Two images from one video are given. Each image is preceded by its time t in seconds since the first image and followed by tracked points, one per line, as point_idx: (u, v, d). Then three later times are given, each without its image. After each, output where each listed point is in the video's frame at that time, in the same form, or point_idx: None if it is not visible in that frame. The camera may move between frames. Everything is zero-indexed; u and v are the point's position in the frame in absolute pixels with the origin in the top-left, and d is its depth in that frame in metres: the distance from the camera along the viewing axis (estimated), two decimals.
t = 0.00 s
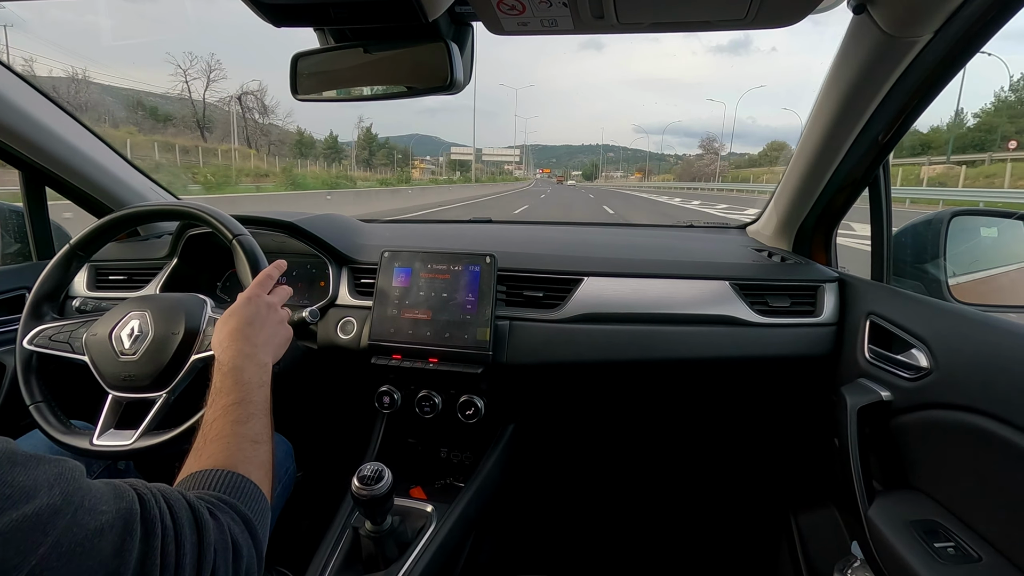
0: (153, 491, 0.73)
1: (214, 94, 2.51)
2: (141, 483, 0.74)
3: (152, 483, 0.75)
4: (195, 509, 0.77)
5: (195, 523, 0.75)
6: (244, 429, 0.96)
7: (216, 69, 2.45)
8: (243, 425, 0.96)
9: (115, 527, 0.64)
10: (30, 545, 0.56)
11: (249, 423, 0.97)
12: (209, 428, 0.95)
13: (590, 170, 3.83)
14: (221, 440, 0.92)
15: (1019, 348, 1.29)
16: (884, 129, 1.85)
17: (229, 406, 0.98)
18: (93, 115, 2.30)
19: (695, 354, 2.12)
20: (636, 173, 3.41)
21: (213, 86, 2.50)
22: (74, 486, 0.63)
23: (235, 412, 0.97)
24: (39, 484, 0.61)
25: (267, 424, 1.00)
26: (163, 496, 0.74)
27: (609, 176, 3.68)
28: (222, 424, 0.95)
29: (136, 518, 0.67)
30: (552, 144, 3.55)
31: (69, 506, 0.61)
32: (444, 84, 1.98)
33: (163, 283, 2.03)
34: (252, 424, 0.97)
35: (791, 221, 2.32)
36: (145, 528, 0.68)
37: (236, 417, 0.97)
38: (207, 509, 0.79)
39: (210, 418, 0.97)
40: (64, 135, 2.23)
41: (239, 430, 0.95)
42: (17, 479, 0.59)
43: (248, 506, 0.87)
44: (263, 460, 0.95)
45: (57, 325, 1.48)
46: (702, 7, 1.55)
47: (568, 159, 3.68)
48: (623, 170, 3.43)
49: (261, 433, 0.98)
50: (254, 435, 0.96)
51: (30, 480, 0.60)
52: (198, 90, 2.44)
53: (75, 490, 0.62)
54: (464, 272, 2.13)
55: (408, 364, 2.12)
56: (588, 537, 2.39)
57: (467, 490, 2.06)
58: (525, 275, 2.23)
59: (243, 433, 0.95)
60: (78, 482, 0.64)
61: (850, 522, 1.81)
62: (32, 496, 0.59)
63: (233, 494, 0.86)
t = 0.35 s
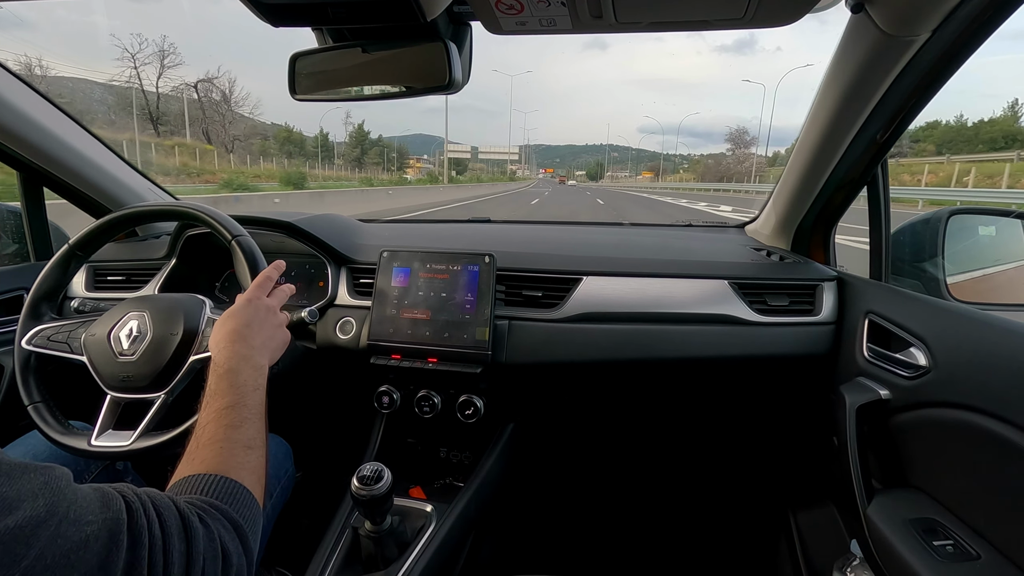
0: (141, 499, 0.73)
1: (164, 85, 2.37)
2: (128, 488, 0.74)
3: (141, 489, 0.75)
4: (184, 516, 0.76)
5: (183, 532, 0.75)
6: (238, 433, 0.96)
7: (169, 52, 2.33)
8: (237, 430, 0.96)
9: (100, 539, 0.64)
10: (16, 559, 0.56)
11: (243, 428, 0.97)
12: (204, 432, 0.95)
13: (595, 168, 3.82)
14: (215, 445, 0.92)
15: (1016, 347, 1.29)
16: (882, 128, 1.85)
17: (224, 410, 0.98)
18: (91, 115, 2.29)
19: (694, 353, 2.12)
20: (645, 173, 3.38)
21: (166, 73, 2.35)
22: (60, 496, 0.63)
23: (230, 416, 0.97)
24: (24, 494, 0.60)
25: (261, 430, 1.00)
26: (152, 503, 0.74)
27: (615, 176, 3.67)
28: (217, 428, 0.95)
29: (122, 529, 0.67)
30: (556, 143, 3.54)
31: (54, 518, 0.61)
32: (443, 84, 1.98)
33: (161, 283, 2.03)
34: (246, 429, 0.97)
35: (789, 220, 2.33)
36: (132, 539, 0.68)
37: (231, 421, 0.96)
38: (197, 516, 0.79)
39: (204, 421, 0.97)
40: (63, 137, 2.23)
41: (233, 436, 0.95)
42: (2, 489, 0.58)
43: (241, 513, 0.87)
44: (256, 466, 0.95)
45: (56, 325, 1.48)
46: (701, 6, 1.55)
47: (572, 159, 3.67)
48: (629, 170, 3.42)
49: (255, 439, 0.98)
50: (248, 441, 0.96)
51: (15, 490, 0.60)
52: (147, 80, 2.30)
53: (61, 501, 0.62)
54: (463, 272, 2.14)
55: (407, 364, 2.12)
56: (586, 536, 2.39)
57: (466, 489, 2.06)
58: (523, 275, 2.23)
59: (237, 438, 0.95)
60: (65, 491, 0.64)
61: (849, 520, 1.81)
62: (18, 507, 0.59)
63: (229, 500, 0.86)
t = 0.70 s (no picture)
0: (150, 502, 0.73)
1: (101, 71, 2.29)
2: (138, 490, 0.74)
3: (150, 491, 0.75)
4: (191, 522, 0.76)
5: (189, 537, 0.75)
6: (241, 439, 0.96)
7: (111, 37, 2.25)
8: (240, 436, 0.96)
9: (111, 539, 0.64)
10: (29, 556, 0.57)
11: (247, 434, 0.97)
12: (206, 439, 0.94)
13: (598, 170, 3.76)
14: (219, 451, 0.92)
15: (1013, 347, 1.30)
16: (880, 129, 1.86)
17: (227, 416, 0.97)
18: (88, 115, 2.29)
19: (693, 354, 2.12)
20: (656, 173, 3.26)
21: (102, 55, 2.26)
22: (72, 496, 0.63)
23: (233, 423, 0.97)
24: (38, 493, 0.61)
25: (263, 436, 1.00)
26: (160, 506, 0.74)
27: (619, 176, 3.64)
28: (220, 434, 0.95)
29: (131, 531, 0.67)
30: (561, 143, 3.53)
31: (67, 516, 0.61)
32: (442, 84, 1.97)
33: (159, 283, 2.03)
34: (249, 436, 0.97)
35: (788, 221, 2.33)
36: (140, 540, 0.68)
37: (234, 428, 0.96)
38: (202, 522, 0.79)
39: (207, 428, 0.96)
40: (62, 137, 2.23)
41: (236, 442, 0.95)
42: (18, 486, 0.59)
43: (244, 519, 0.87)
44: (260, 472, 0.95)
45: (54, 325, 1.47)
46: (698, 7, 1.55)
47: (576, 159, 3.65)
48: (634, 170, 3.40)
49: (258, 445, 0.98)
50: (252, 446, 0.96)
51: (30, 488, 0.60)
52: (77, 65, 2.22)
53: (73, 500, 0.62)
54: (461, 273, 2.13)
55: (406, 365, 2.12)
56: (585, 537, 2.39)
57: (465, 490, 2.06)
58: (522, 276, 2.23)
59: (241, 444, 0.95)
60: (77, 491, 0.64)
61: (847, 521, 1.81)
62: (31, 504, 0.59)
63: (230, 505, 0.86)
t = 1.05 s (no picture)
0: (144, 517, 0.73)
1: (15, 53, 2.07)
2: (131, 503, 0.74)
3: (145, 505, 0.75)
4: (183, 538, 0.76)
5: (181, 553, 0.74)
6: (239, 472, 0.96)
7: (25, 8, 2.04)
8: (239, 467, 0.96)
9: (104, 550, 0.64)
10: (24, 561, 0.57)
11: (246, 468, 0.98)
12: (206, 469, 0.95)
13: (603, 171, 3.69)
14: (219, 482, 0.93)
15: (1011, 345, 1.30)
16: (879, 127, 1.85)
17: (227, 446, 0.98)
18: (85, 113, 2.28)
19: (692, 352, 2.12)
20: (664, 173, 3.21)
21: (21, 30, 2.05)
22: (69, 503, 0.63)
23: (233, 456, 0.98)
24: (38, 495, 0.61)
25: (262, 468, 1.01)
26: (153, 521, 0.73)
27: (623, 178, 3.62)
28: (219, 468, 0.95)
29: (123, 544, 0.67)
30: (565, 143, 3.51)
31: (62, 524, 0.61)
32: (441, 83, 1.97)
33: (159, 283, 2.03)
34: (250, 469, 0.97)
35: (788, 219, 2.32)
36: (131, 555, 0.68)
37: (235, 461, 0.97)
38: (194, 540, 0.78)
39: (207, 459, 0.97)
40: (62, 136, 2.22)
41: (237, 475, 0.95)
42: (19, 488, 0.60)
43: (238, 544, 0.86)
44: (256, 502, 0.95)
45: (53, 323, 1.47)
46: (696, 5, 1.55)
47: (580, 158, 3.62)
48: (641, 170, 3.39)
49: (256, 476, 0.98)
50: (250, 479, 0.97)
51: (31, 488, 0.61)
52: None
53: (69, 509, 0.63)
54: (460, 272, 2.14)
55: (405, 363, 2.12)
56: (585, 536, 2.40)
57: (464, 489, 2.06)
58: (521, 274, 2.23)
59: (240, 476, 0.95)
60: (74, 499, 0.64)
61: (846, 518, 1.82)
62: (31, 507, 0.59)
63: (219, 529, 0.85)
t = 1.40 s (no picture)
0: (171, 400, 0.68)
1: None
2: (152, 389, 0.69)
3: (171, 384, 0.71)
4: (219, 410, 0.72)
5: (222, 425, 0.71)
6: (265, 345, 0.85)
7: None
8: (261, 326, 0.85)
9: (135, 462, 0.61)
10: (49, 504, 0.55)
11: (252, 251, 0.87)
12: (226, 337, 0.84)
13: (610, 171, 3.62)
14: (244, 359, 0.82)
15: (1011, 344, 1.30)
16: (878, 127, 1.86)
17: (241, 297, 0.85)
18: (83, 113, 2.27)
19: (692, 351, 2.12)
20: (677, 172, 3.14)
21: None
22: (76, 407, 0.59)
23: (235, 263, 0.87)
24: (40, 411, 0.56)
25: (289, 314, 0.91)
26: (181, 400, 0.69)
27: (628, 180, 3.59)
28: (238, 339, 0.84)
29: (151, 439, 0.63)
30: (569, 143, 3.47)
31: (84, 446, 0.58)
32: (440, 83, 1.97)
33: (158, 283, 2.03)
34: (273, 334, 0.86)
35: (787, 219, 2.32)
36: (165, 442, 0.65)
37: (248, 311, 0.85)
38: (235, 405, 0.75)
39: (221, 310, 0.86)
40: (60, 136, 2.22)
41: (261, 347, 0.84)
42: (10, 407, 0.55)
43: (281, 402, 0.81)
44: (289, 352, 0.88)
45: (52, 323, 1.49)
46: (694, 5, 1.55)
47: (584, 158, 3.59)
48: (644, 170, 3.36)
49: (283, 322, 0.89)
50: (272, 328, 0.86)
51: (29, 404, 0.56)
52: None
53: (80, 415, 0.58)
54: (460, 271, 2.13)
55: (405, 363, 2.12)
56: (585, 535, 2.40)
57: (464, 489, 2.06)
58: (520, 274, 2.23)
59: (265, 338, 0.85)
60: (82, 402, 0.59)
61: (845, 517, 1.82)
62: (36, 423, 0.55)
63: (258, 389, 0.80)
